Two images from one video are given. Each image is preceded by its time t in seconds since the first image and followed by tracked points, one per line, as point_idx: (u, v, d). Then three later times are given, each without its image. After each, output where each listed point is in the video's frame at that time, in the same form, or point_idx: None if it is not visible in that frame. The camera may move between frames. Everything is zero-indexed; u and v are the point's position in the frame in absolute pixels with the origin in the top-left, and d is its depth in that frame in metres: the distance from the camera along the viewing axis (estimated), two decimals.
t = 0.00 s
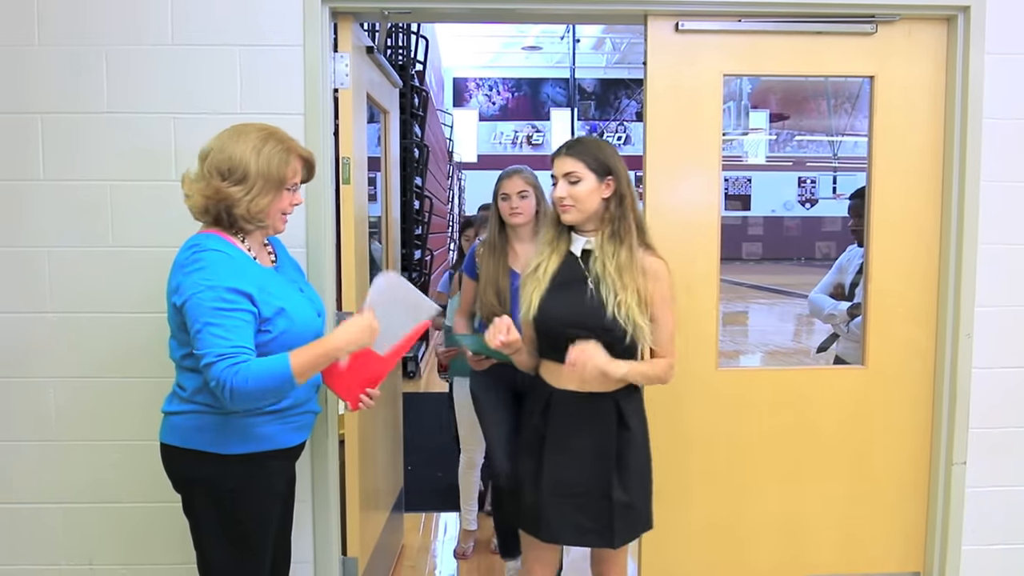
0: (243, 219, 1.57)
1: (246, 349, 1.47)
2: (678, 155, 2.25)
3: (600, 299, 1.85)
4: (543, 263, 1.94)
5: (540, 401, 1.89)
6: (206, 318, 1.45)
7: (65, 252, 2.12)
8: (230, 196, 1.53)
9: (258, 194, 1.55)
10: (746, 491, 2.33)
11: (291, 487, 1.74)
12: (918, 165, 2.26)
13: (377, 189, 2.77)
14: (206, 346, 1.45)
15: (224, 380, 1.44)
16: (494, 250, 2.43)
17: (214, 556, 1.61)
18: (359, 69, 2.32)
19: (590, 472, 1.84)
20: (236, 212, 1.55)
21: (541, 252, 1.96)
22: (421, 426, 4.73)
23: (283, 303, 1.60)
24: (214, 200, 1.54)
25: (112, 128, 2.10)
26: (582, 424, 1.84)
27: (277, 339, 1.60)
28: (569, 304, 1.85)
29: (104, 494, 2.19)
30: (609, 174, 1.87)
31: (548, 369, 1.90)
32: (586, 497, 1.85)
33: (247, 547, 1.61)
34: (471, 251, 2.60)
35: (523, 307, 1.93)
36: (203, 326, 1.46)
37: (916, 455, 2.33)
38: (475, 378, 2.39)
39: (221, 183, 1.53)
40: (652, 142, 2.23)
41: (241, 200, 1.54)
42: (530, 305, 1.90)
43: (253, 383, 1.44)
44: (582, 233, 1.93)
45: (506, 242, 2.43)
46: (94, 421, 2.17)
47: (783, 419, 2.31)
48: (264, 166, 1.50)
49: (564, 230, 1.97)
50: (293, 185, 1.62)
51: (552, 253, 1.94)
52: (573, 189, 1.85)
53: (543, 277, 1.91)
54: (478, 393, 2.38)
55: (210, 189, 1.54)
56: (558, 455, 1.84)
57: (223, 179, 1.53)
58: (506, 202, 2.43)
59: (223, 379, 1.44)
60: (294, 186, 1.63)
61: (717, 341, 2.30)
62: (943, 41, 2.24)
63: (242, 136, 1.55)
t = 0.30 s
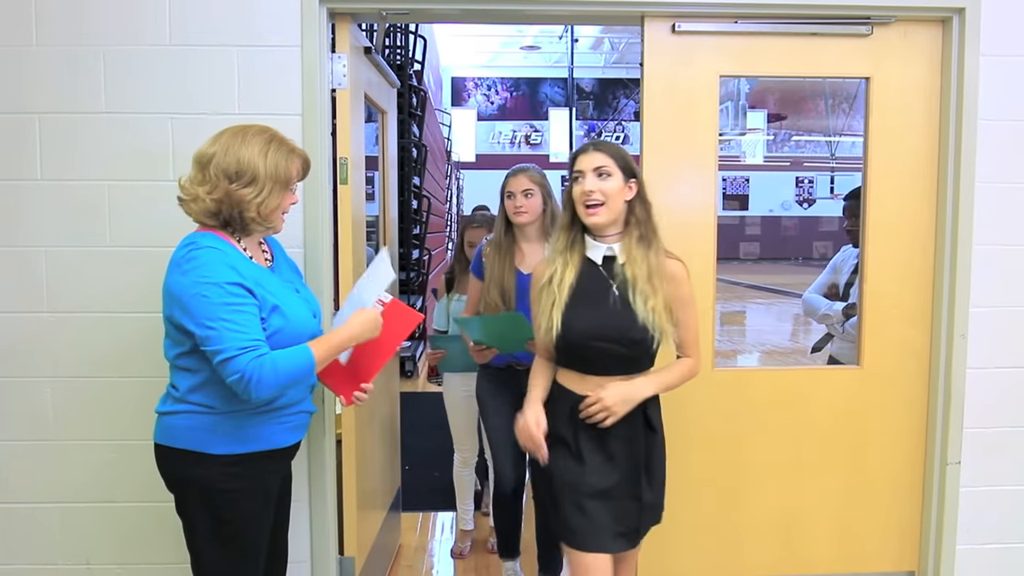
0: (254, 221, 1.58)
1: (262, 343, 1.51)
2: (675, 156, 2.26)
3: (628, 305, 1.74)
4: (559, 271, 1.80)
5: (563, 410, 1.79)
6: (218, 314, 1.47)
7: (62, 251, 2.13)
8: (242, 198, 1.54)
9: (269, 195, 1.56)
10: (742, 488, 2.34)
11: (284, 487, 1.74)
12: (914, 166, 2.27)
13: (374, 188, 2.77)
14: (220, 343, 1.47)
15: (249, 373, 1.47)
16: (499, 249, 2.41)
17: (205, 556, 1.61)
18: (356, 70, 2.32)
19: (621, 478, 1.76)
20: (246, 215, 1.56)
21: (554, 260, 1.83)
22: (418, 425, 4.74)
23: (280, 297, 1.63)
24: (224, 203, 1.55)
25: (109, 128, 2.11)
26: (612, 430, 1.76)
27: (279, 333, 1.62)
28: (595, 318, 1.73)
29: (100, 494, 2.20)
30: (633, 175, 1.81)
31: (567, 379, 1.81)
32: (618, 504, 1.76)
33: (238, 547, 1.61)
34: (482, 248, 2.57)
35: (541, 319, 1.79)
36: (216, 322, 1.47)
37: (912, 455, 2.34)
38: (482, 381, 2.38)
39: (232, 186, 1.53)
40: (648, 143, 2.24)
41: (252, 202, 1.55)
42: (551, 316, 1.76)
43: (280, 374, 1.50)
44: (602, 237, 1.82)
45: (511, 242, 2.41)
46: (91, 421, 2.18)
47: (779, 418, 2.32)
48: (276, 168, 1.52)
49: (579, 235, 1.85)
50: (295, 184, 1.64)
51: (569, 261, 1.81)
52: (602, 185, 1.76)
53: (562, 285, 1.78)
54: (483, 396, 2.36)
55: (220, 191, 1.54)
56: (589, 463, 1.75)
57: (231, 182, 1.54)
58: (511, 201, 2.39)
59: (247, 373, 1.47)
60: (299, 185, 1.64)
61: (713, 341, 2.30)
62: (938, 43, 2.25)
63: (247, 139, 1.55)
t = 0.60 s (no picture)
0: (254, 220, 1.59)
1: (275, 339, 1.54)
2: (669, 156, 2.27)
3: (660, 314, 1.60)
4: (581, 273, 1.64)
5: (581, 429, 1.61)
6: (236, 309, 1.49)
7: (59, 252, 2.13)
8: (241, 197, 1.55)
9: (268, 194, 1.57)
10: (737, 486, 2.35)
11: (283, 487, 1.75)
12: (905, 166, 2.29)
13: (370, 189, 2.78)
14: (237, 338, 1.48)
15: (267, 369, 1.50)
16: (508, 251, 2.32)
17: (205, 555, 1.62)
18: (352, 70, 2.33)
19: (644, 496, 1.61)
20: (246, 214, 1.57)
21: (573, 262, 1.67)
22: (414, 425, 4.75)
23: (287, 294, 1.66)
24: (224, 203, 1.56)
25: (107, 128, 2.11)
26: (633, 445, 1.61)
27: (289, 329, 1.64)
28: (621, 322, 1.58)
29: (98, 493, 2.20)
30: (647, 175, 1.64)
31: (582, 397, 1.63)
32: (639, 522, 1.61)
33: (239, 548, 1.62)
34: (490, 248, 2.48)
35: (558, 324, 1.61)
36: (236, 317, 1.48)
37: (903, 452, 2.36)
38: (488, 383, 2.32)
39: (231, 185, 1.54)
40: (642, 143, 2.26)
41: (252, 202, 1.56)
42: (575, 320, 1.59)
43: (295, 372, 1.54)
44: (622, 242, 1.67)
45: (520, 243, 2.32)
46: (88, 420, 2.19)
47: (773, 417, 2.34)
48: (274, 166, 1.53)
49: (598, 238, 1.69)
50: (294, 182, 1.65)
51: (590, 263, 1.66)
52: (611, 188, 1.61)
53: (585, 287, 1.61)
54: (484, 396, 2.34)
55: (220, 191, 1.55)
56: (613, 482, 1.58)
57: (231, 182, 1.55)
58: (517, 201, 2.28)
59: (265, 369, 1.50)
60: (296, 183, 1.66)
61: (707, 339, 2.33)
62: (929, 44, 2.27)
63: (245, 139, 1.56)
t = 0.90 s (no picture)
0: (248, 217, 1.58)
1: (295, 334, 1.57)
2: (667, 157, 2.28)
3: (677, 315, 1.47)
4: (596, 268, 1.56)
5: (600, 439, 1.49)
6: (261, 305, 1.50)
7: (58, 251, 2.13)
8: (232, 195, 1.55)
9: (260, 191, 1.57)
10: (737, 485, 2.36)
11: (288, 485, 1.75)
12: (903, 167, 2.30)
13: (369, 189, 2.79)
14: (263, 333, 1.50)
15: (292, 363, 1.53)
16: (512, 252, 2.31)
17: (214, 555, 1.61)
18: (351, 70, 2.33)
19: (666, 517, 1.46)
20: (239, 212, 1.57)
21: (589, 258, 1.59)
22: (413, 424, 4.76)
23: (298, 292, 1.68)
24: (218, 201, 1.56)
25: (105, 128, 2.11)
26: (657, 460, 1.46)
27: (303, 325, 1.67)
28: (639, 321, 1.47)
29: (97, 493, 2.20)
30: (655, 166, 1.50)
31: (606, 403, 1.52)
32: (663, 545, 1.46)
33: (244, 549, 1.61)
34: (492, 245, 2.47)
35: (573, 322, 1.53)
36: (261, 312, 1.50)
37: (901, 453, 2.36)
38: (490, 382, 2.30)
39: (223, 184, 1.54)
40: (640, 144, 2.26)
41: (244, 200, 1.55)
42: (587, 318, 1.51)
43: (316, 365, 1.58)
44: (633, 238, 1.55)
45: (523, 244, 2.31)
46: (87, 419, 2.19)
47: (772, 416, 2.34)
48: (264, 163, 1.53)
49: (611, 234, 1.58)
50: (289, 180, 1.64)
51: (606, 259, 1.57)
52: (613, 185, 1.49)
53: (600, 282, 1.53)
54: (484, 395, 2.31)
55: (212, 191, 1.55)
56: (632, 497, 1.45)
57: (224, 181, 1.55)
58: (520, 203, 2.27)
59: (290, 364, 1.53)
60: (292, 181, 1.65)
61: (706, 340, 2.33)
62: (927, 44, 2.27)
63: (236, 139, 1.57)
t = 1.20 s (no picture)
0: (233, 216, 1.59)
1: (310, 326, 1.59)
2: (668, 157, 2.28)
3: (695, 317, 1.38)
4: (612, 263, 1.51)
5: (614, 444, 1.47)
6: (274, 298, 1.52)
7: (60, 252, 2.14)
8: (214, 192, 1.56)
9: (243, 188, 1.57)
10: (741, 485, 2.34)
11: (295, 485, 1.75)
12: (905, 166, 2.30)
13: (370, 189, 2.79)
14: (280, 326, 1.52)
15: (311, 354, 1.56)
16: (510, 255, 2.28)
17: (221, 555, 1.60)
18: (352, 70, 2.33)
19: (689, 530, 1.40)
20: (224, 210, 1.58)
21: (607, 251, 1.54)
22: (415, 424, 4.76)
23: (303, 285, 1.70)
24: (203, 200, 1.58)
25: (106, 128, 2.12)
26: (672, 472, 1.40)
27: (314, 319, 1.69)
28: (643, 323, 1.41)
29: (99, 493, 2.21)
30: (680, 155, 1.41)
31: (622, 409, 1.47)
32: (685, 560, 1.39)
33: (251, 550, 1.60)
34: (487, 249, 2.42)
35: (586, 320, 1.49)
36: (277, 306, 1.52)
37: (903, 452, 2.36)
38: (487, 389, 2.28)
39: (208, 183, 1.56)
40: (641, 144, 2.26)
41: (228, 198, 1.56)
42: (597, 320, 1.47)
43: (334, 353, 1.61)
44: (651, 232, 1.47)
45: (521, 246, 2.28)
46: (89, 419, 2.19)
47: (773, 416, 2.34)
48: (242, 158, 1.53)
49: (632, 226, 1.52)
50: (281, 179, 1.63)
51: (623, 253, 1.51)
52: (632, 172, 1.42)
53: (614, 279, 1.48)
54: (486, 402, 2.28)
55: (200, 191, 1.57)
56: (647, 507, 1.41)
57: (210, 180, 1.57)
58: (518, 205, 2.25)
59: (309, 354, 1.55)
60: (285, 180, 1.65)
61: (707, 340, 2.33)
62: (928, 43, 2.27)
63: (226, 140, 1.59)
